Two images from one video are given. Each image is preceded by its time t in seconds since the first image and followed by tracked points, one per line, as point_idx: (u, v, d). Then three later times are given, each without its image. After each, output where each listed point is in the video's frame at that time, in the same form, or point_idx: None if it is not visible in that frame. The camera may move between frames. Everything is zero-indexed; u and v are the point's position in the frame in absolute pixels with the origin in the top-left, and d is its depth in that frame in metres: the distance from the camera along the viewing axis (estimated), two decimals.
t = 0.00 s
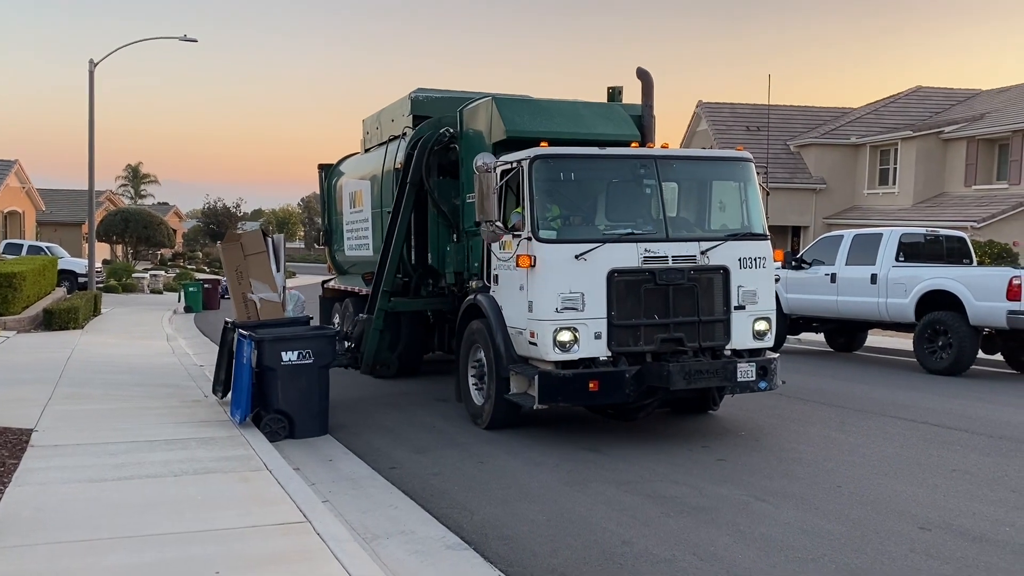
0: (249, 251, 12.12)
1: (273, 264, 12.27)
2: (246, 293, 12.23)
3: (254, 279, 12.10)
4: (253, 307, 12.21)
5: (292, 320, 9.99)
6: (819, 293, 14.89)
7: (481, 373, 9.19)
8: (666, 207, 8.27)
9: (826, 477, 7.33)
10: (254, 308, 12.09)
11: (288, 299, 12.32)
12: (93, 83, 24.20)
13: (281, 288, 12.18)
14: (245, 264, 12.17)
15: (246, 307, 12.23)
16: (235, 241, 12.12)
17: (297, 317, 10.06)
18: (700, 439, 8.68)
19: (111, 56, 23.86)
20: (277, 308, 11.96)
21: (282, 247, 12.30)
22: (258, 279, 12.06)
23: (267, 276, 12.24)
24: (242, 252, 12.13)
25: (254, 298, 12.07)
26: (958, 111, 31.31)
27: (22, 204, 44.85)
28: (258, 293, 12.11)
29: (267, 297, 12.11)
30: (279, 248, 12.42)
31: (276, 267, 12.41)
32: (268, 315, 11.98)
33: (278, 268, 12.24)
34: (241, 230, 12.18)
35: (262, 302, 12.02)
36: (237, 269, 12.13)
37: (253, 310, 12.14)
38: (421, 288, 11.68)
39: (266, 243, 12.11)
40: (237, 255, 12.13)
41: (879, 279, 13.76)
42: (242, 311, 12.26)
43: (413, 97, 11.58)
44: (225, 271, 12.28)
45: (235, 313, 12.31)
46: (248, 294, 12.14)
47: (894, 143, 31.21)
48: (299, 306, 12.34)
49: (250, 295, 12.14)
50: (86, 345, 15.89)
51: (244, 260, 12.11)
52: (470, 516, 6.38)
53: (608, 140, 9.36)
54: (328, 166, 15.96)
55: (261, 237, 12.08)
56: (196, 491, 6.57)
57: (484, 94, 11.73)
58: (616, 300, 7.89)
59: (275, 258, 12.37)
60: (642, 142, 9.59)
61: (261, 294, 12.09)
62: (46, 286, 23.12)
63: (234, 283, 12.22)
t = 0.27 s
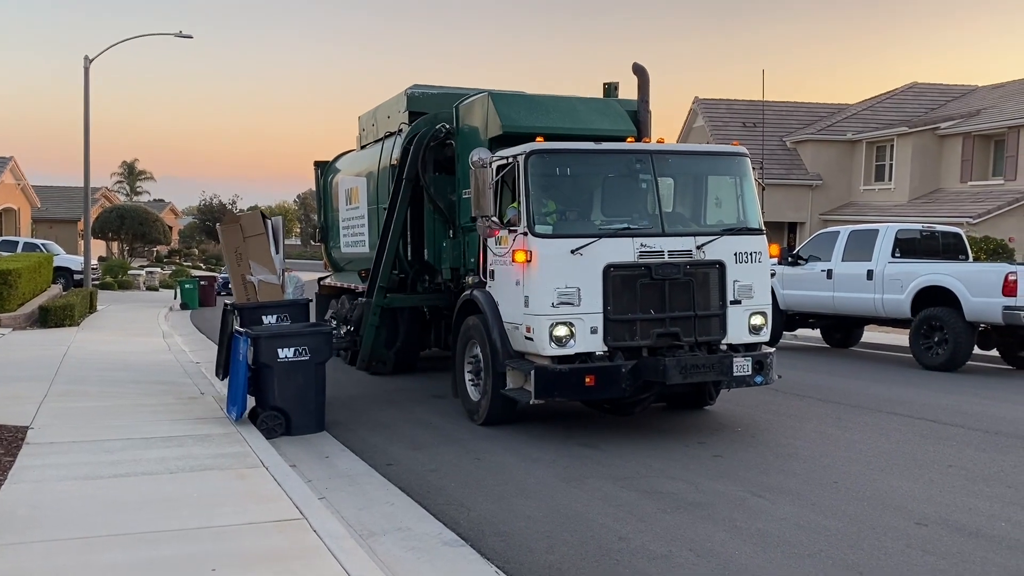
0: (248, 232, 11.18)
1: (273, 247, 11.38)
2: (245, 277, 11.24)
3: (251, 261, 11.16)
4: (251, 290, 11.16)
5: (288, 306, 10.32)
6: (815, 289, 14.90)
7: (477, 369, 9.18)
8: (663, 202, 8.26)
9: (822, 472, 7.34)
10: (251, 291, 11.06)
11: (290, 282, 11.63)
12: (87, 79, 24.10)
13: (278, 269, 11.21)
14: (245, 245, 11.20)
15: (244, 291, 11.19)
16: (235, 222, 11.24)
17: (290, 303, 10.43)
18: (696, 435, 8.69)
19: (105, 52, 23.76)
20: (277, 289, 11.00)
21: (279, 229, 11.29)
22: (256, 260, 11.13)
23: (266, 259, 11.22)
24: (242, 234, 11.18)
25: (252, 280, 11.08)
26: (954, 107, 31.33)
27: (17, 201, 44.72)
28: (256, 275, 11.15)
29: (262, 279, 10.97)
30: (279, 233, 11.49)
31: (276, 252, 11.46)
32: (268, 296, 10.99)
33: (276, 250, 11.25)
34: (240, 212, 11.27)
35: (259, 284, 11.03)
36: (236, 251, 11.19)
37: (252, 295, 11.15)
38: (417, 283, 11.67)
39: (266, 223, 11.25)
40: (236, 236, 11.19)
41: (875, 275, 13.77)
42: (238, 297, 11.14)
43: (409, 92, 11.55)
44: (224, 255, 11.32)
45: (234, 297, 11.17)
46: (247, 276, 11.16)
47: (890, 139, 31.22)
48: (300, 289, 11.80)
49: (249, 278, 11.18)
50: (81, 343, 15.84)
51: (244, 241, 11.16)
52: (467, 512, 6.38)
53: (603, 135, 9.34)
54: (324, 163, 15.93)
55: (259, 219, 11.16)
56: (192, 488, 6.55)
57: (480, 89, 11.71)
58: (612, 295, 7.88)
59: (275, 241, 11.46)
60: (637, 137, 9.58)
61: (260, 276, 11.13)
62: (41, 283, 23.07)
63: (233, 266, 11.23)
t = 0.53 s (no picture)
0: (250, 215, 11.87)
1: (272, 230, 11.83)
2: (247, 258, 12.08)
3: (253, 242, 11.80)
4: (252, 271, 11.98)
5: (289, 288, 9.70)
6: (812, 285, 14.91)
7: (475, 365, 9.18)
8: (661, 199, 8.26)
9: (820, 467, 7.35)
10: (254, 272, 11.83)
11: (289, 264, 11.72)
12: (84, 76, 24.05)
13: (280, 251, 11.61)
14: (246, 227, 11.96)
15: (246, 271, 12.07)
16: (237, 205, 11.96)
17: (291, 283, 9.78)
18: (694, 431, 8.70)
19: (102, 48, 23.72)
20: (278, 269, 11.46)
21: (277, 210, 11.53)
22: (259, 242, 11.78)
23: (267, 241, 11.87)
24: (243, 216, 11.94)
25: (254, 261, 11.75)
26: (951, 102, 31.34)
27: (14, 197, 44.65)
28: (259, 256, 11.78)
29: (266, 261, 11.65)
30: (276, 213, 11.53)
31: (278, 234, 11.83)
32: (269, 278, 11.55)
33: (277, 232, 11.80)
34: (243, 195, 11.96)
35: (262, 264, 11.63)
36: (238, 233, 11.95)
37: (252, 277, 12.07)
38: (415, 280, 11.66)
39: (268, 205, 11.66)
40: (237, 218, 11.98)
41: (873, 270, 13.78)
42: (241, 276, 12.10)
43: (407, 88, 11.53)
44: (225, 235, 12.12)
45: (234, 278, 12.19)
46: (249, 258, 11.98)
47: (888, 135, 31.23)
48: (300, 273, 11.47)
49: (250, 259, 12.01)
50: (78, 339, 15.83)
51: (246, 224, 11.93)
52: (464, 508, 6.38)
53: (602, 132, 9.34)
54: (321, 159, 15.91)
55: (262, 201, 11.77)
56: (189, 485, 6.55)
57: (478, 85, 11.69)
58: (610, 292, 7.88)
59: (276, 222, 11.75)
60: (635, 133, 9.58)
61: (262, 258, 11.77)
62: (38, 279, 23.04)
63: (236, 247, 12.07)
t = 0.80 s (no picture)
0: (249, 195, 10.44)
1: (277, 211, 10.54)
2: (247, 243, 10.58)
3: (252, 225, 10.42)
4: (251, 256, 10.47)
5: (289, 270, 9.61)
6: (809, 281, 14.93)
7: (472, 361, 9.19)
8: (657, 194, 8.26)
9: (816, 463, 7.37)
10: (253, 256, 10.39)
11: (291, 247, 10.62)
12: (81, 72, 24.04)
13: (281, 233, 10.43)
14: (247, 209, 10.51)
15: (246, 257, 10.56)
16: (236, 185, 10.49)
17: (291, 265, 9.67)
18: (691, 426, 8.71)
19: (99, 45, 23.70)
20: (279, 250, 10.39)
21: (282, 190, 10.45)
22: (257, 222, 10.36)
23: (269, 222, 10.48)
24: (243, 197, 10.47)
25: (253, 244, 10.37)
26: (948, 98, 31.36)
27: (11, 193, 44.57)
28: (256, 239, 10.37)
29: (266, 243, 10.31)
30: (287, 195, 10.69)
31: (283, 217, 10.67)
32: (268, 260, 10.27)
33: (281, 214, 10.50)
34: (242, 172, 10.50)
35: (260, 247, 10.30)
36: (237, 215, 10.50)
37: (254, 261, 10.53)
38: (413, 276, 11.66)
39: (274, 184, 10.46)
40: (237, 200, 10.49)
41: (870, 266, 13.80)
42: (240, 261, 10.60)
43: (404, 84, 11.52)
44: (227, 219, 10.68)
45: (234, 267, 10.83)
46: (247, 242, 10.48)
47: (885, 131, 31.26)
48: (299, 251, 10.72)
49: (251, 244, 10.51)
50: (75, 336, 15.82)
51: (246, 205, 10.45)
52: (462, 504, 6.40)
53: (598, 127, 9.34)
54: (318, 155, 15.91)
55: (262, 180, 10.41)
56: (187, 481, 6.55)
57: (476, 81, 11.69)
58: (607, 287, 7.89)
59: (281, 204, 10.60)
60: (632, 129, 9.57)
61: (262, 240, 10.37)
62: (35, 276, 23.05)
63: (236, 230, 10.58)
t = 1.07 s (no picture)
0: (253, 175, 11.27)
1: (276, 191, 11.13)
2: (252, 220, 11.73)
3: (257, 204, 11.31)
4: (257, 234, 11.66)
5: (293, 249, 9.51)
6: (808, 277, 14.94)
7: (472, 357, 9.19)
8: (657, 191, 8.26)
9: (815, 458, 7.38)
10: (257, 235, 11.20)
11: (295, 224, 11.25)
12: (79, 68, 24.00)
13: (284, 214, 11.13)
14: (251, 187, 11.53)
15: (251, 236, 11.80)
16: (243, 164, 11.52)
17: (295, 245, 9.60)
18: (689, 422, 8.72)
19: (97, 40, 23.68)
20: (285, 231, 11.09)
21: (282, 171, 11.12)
22: (261, 202, 11.22)
23: (271, 203, 11.25)
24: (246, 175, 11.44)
25: (257, 224, 11.25)
26: (947, 93, 31.36)
27: (9, 188, 44.52)
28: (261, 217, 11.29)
29: (268, 223, 11.10)
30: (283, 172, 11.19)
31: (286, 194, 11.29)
32: (270, 239, 11.07)
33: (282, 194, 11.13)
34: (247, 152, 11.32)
35: (265, 227, 11.13)
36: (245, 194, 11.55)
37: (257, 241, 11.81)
38: (412, 272, 11.66)
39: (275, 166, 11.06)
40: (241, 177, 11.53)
41: (868, 262, 13.81)
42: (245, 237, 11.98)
43: (403, 80, 11.51)
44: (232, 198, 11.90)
45: (240, 239, 12.18)
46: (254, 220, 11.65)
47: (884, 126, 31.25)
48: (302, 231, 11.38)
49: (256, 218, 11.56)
50: (74, 332, 15.82)
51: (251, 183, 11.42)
52: (461, 500, 6.41)
53: (597, 124, 9.34)
54: (316, 151, 15.90)
55: (264, 161, 11.06)
56: (187, 477, 6.56)
57: (474, 77, 11.68)
58: (607, 284, 7.89)
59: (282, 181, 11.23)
60: (631, 125, 9.57)
61: (264, 219, 11.28)
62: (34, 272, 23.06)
63: (242, 207, 11.75)
